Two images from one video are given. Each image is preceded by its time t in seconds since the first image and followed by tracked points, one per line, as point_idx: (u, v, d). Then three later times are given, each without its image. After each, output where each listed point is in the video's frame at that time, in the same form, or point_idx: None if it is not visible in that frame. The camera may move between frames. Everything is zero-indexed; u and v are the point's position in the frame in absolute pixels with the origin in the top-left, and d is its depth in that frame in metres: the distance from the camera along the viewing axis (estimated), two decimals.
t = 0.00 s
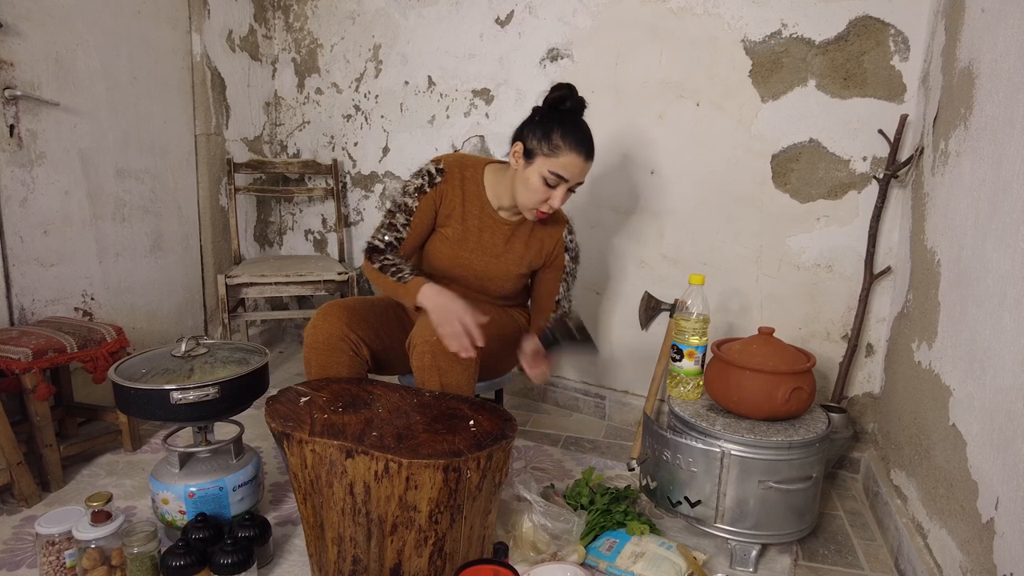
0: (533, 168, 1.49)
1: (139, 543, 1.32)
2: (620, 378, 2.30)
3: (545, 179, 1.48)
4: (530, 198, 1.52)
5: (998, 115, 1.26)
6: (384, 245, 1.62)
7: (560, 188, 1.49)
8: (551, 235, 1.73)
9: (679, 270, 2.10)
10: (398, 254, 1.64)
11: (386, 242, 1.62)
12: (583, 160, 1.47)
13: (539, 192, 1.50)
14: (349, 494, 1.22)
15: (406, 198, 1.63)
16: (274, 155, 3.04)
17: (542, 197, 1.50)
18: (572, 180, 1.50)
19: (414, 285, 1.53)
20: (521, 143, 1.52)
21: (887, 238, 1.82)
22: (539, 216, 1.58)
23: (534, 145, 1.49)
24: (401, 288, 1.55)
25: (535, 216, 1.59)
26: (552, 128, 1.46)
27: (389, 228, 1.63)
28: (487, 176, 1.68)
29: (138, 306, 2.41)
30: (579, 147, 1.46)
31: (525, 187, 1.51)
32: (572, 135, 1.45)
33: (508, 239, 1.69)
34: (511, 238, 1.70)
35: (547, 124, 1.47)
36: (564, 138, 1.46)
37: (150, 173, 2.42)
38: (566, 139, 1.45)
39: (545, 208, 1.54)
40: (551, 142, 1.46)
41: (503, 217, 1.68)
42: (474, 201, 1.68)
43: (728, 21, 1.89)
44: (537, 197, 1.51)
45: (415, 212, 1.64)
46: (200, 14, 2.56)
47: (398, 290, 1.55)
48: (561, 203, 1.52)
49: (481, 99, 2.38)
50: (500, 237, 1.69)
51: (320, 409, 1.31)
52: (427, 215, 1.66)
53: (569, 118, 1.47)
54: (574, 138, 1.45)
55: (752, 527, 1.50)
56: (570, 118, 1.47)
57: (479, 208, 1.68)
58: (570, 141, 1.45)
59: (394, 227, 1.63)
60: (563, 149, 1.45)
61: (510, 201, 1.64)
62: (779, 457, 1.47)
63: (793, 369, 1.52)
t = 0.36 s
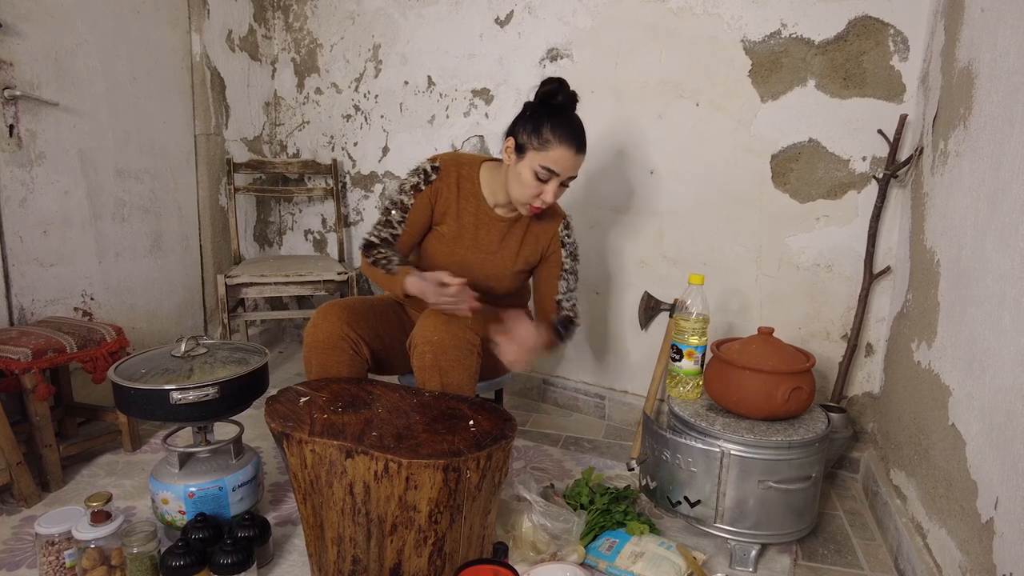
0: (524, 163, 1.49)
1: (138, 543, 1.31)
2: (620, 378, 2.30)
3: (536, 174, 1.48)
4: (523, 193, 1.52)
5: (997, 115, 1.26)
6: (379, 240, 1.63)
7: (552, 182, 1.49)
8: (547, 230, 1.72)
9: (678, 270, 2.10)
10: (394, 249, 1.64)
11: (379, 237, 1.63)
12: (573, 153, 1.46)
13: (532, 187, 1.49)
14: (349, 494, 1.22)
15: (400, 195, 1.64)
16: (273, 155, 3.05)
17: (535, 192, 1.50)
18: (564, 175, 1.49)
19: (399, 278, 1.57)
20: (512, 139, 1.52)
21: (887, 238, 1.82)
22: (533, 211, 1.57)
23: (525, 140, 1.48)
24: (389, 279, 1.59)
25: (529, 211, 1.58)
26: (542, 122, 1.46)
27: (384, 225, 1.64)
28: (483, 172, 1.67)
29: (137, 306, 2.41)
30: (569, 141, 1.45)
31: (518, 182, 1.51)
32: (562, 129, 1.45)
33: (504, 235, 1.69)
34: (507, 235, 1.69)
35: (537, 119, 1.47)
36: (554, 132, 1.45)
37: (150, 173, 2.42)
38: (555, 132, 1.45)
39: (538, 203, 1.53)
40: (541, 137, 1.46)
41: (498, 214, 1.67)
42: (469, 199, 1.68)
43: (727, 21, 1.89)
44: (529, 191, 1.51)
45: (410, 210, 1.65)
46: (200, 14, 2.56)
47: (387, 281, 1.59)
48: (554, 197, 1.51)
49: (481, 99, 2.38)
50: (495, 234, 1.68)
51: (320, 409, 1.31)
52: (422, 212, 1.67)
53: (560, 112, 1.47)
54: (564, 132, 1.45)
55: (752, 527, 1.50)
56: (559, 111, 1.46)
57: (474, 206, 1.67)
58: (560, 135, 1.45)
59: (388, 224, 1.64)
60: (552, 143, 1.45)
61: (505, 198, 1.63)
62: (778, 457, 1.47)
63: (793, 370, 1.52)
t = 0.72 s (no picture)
0: (519, 180, 1.48)
1: (138, 543, 1.32)
2: (619, 378, 2.30)
3: (530, 192, 1.46)
4: (519, 211, 1.51)
5: (997, 115, 1.26)
6: (368, 230, 1.70)
7: (547, 201, 1.46)
8: (543, 245, 1.65)
9: (678, 270, 2.10)
10: (381, 243, 1.71)
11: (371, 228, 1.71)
12: (567, 172, 1.44)
13: (526, 205, 1.48)
14: (349, 494, 1.22)
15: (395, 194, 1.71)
16: (273, 155, 3.05)
17: (529, 210, 1.49)
18: (558, 193, 1.46)
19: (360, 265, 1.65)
20: (509, 155, 1.51)
21: (886, 238, 1.82)
22: (530, 228, 1.56)
23: (520, 157, 1.47)
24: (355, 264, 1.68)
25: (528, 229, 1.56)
26: (537, 138, 1.44)
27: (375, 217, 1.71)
28: (480, 181, 1.69)
29: (137, 306, 2.41)
30: (563, 158, 1.43)
31: (514, 200, 1.51)
32: (555, 146, 1.43)
33: (500, 248, 1.66)
34: (501, 248, 1.66)
35: (532, 135, 1.45)
36: (547, 148, 1.43)
37: (149, 173, 2.42)
38: (549, 149, 1.43)
39: (534, 221, 1.52)
40: (535, 153, 1.44)
41: (495, 226, 1.65)
42: (466, 207, 1.69)
43: (727, 21, 1.89)
44: (524, 209, 1.50)
45: (402, 208, 1.71)
46: (200, 14, 2.56)
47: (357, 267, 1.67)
48: (549, 216, 1.49)
49: (481, 99, 2.38)
50: (490, 246, 1.67)
51: (319, 409, 1.31)
52: (415, 214, 1.71)
53: (556, 127, 1.45)
54: (558, 149, 1.43)
55: (751, 527, 1.50)
56: (555, 128, 1.44)
57: (470, 214, 1.68)
58: (553, 152, 1.42)
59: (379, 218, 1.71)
60: (546, 162, 1.43)
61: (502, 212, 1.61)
62: (778, 457, 1.47)
63: (792, 370, 1.52)
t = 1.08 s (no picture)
0: (506, 176, 1.48)
1: (140, 543, 1.32)
2: (620, 378, 2.30)
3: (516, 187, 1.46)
4: (507, 207, 1.51)
5: (995, 116, 1.27)
6: (362, 233, 1.71)
7: (534, 195, 1.46)
8: (540, 240, 1.64)
9: (678, 270, 2.10)
10: (376, 246, 1.71)
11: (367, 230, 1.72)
12: (552, 165, 1.43)
13: (513, 200, 1.48)
14: (349, 494, 1.22)
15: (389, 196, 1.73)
16: (273, 155, 3.05)
17: (517, 206, 1.49)
18: (545, 188, 1.45)
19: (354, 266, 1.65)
20: (496, 152, 1.52)
21: (885, 238, 1.82)
22: (521, 224, 1.56)
23: (506, 153, 1.48)
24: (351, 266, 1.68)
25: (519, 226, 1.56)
26: (521, 134, 1.45)
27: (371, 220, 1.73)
28: (472, 181, 1.70)
29: (137, 307, 2.42)
30: (547, 152, 1.43)
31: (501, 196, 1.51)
32: (539, 140, 1.43)
33: (495, 246, 1.66)
34: (496, 247, 1.66)
35: (516, 130, 1.46)
36: (531, 143, 1.44)
37: (150, 174, 2.42)
38: (533, 144, 1.43)
39: (523, 216, 1.51)
40: (519, 149, 1.45)
41: (489, 225, 1.65)
42: (460, 207, 1.69)
43: (726, 22, 1.89)
44: (512, 205, 1.49)
45: (397, 210, 1.72)
46: (200, 15, 2.57)
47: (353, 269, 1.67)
48: (537, 210, 1.48)
49: (481, 99, 2.38)
50: (486, 244, 1.66)
51: (320, 410, 1.31)
52: (409, 216, 1.72)
53: (540, 122, 1.45)
54: (542, 143, 1.43)
55: (751, 527, 1.51)
56: (538, 123, 1.45)
57: (464, 214, 1.68)
58: (537, 146, 1.43)
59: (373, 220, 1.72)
60: (529, 156, 1.43)
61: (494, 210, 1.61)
62: (777, 457, 1.47)
63: (792, 370, 1.52)
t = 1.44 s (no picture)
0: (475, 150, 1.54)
1: (142, 543, 1.33)
2: (620, 378, 2.31)
3: (484, 158, 1.51)
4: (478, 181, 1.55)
5: (992, 119, 1.27)
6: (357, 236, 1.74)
7: (500, 163, 1.49)
8: (533, 221, 1.71)
9: (677, 271, 2.11)
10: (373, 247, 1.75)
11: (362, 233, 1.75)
12: (514, 131, 1.47)
13: (482, 171, 1.52)
14: (350, 494, 1.23)
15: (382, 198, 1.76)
16: (274, 156, 3.06)
17: (487, 177, 1.52)
18: (509, 154, 1.49)
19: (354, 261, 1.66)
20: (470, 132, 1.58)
21: (883, 240, 1.83)
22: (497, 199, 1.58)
23: (475, 129, 1.54)
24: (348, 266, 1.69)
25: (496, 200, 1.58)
26: (485, 108, 1.51)
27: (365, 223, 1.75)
28: (461, 172, 1.71)
29: (138, 307, 2.42)
30: (507, 119, 1.47)
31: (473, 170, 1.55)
32: (501, 110, 1.48)
33: (491, 231, 1.70)
34: (492, 232, 1.70)
35: (482, 106, 1.52)
36: (494, 114, 1.48)
37: (151, 175, 2.43)
38: (494, 114, 1.48)
39: (493, 187, 1.53)
40: (483, 121, 1.50)
41: (482, 211, 1.68)
42: (452, 198, 1.71)
43: (725, 24, 1.90)
44: (482, 177, 1.53)
45: (390, 211, 1.75)
46: (201, 16, 2.57)
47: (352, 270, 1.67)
48: (504, 178, 1.50)
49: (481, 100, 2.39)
50: (482, 231, 1.70)
51: (320, 410, 1.32)
52: (402, 215, 1.75)
53: (504, 95, 1.50)
54: (502, 112, 1.48)
55: (750, 527, 1.51)
56: (502, 96, 1.50)
57: (457, 203, 1.70)
58: (497, 115, 1.48)
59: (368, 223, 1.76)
60: (491, 125, 1.48)
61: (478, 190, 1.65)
62: (775, 457, 1.48)
63: (792, 371, 1.53)
